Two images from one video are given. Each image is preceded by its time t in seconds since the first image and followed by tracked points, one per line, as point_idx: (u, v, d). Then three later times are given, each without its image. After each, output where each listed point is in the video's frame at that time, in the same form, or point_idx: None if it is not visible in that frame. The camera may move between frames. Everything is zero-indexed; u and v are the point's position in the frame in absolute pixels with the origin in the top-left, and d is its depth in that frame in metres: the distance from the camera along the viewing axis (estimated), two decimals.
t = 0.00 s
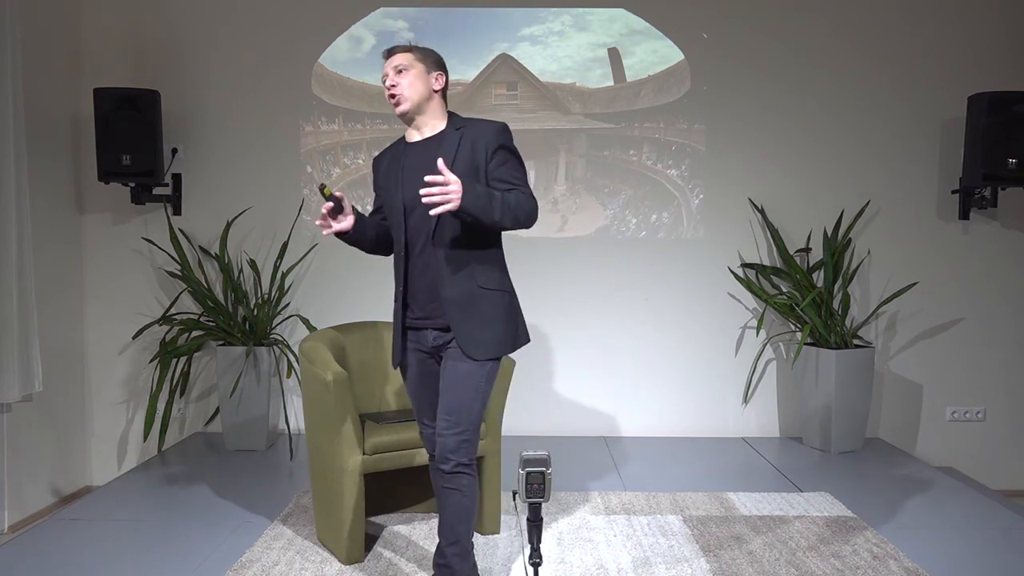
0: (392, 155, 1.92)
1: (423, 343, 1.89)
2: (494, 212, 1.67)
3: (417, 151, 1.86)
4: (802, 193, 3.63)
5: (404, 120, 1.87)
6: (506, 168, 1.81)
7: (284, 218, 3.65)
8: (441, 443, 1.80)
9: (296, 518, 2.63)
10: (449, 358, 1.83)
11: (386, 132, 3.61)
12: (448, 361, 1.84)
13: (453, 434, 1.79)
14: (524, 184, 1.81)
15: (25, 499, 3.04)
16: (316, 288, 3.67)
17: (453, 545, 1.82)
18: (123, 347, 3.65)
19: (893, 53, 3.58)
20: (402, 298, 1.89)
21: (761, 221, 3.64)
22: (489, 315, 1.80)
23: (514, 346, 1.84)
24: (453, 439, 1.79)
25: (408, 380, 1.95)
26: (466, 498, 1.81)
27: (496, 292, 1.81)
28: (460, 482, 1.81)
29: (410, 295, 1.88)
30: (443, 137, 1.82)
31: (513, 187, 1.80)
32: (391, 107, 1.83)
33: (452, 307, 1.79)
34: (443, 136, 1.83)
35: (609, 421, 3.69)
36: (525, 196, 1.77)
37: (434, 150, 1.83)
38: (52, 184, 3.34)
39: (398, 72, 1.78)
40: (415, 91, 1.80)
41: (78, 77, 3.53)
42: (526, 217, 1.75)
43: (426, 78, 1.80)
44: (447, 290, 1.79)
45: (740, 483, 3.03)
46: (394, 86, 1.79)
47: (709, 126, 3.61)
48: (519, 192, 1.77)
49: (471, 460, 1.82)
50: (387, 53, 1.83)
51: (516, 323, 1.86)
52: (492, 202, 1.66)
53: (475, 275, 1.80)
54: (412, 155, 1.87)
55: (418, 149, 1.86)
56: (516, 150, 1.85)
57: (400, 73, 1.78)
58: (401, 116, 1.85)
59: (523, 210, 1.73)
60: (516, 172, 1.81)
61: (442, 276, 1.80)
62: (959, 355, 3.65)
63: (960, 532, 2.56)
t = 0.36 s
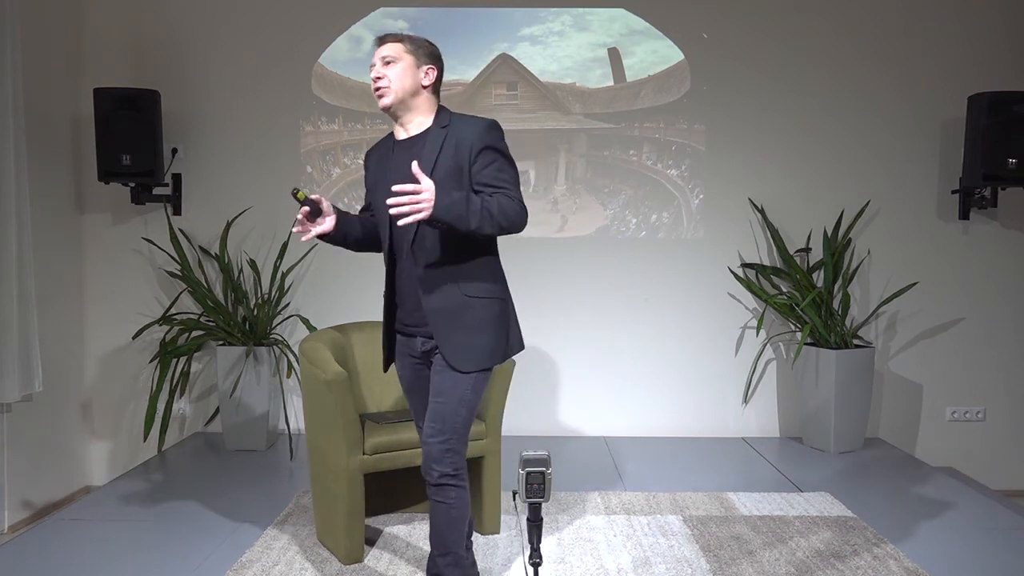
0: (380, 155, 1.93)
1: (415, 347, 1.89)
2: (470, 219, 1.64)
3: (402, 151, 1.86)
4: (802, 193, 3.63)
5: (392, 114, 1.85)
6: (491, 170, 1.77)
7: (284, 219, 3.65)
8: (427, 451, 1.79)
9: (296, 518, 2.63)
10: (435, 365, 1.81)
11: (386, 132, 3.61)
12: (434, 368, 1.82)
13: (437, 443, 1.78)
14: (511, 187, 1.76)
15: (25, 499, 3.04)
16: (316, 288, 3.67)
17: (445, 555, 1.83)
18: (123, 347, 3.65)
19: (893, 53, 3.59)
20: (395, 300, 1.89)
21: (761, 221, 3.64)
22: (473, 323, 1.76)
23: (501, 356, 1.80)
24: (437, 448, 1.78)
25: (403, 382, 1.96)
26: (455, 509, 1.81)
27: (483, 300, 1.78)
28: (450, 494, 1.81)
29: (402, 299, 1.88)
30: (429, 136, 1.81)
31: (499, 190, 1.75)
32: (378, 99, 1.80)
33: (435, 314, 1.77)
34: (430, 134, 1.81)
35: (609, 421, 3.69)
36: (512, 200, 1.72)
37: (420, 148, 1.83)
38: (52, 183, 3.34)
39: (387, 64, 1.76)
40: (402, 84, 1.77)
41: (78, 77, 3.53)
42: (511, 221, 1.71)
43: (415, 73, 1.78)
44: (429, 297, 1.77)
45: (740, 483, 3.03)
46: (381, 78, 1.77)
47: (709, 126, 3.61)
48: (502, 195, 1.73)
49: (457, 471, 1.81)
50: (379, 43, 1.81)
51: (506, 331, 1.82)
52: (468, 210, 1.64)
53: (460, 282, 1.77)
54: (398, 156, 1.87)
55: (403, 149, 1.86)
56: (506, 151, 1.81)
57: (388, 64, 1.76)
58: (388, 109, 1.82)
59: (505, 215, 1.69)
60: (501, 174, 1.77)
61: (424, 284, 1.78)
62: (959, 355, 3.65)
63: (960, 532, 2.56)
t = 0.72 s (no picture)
0: (376, 150, 1.93)
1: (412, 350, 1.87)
2: (458, 229, 1.67)
3: (398, 147, 1.87)
4: (802, 193, 3.63)
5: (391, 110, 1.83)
6: (488, 168, 1.76)
7: (284, 219, 3.65)
8: (432, 456, 1.79)
9: (296, 518, 2.63)
10: (434, 368, 1.81)
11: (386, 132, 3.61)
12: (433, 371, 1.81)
13: (442, 447, 1.78)
14: (508, 186, 1.76)
15: (25, 499, 3.04)
16: (316, 288, 3.67)
17: (450, 559, 1.82)
18: (123, 347, 3.65)
19: (893, 53, 3.59)
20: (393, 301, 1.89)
21: (761, 221, 3.64)
22: (471, 325, 1.76)
23: (503, 357, 1.79)
24: (443, 452, 1.78)
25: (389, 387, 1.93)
26: (460, 512, 1.81)
27: (482, 301, 1.77)
28: (455, 497, 1.80)
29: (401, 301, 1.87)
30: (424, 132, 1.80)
31: (493, 190, 1.75)
32: (379, 95, 1.77)
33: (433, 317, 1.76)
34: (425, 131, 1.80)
35: (609, 421, 3.69)
36: (506, 201, 1.72)
37: (417, 145, 1.82)
38: (52, 183, 3.34)
39: (394, 60, 1.73)
40: (406, 83, 1.75)
41: (78, 77, 3.53)
42: (503, 224, 1.71)
43: (421, 69, 1.76)
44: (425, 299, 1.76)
45: (740, 483, 3.03)
46: (386, 75, 1.74)
47: (709, 126, 3.61)
48: (498, 196, 1.73)
49: (464, 474, 1.81)
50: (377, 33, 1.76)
51: (506, 332, 1.82)
52: (455, 221, 1.67)
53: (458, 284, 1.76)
54: (394, 151, 1.88)
55: (400, 144, 1.87)
56: (502, 147, 1.79)
57: (395, 60, 1.73)
58: (388, 106, 1.80)
59: (501, 218, 1.70)
60: (498, 172, 1.76)
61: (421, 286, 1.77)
62: (959, 355, 3.65)
63: (960, 532, 2.56)
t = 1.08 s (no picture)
0: (387, 141, 1.89)
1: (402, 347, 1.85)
2: (476, 235, 1.74)
3: (414, 142, 1.84)
4: (802, 193, 3.63)
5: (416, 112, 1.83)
6: (506, 176, 1.84)
7: (284, 219, 3.65)
8: (433, 451, 1.77)
9: (296, 518, 2.63)
10: (431, 363, 1.80)
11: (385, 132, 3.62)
12: (430, 366, 1.80)
13: (444, 441, 1.77)
14: (520, 194, 1.84)
15: (25, 499, 3.04)
16: (316, 288, 3.67)
17: (449, 555, 1.81)
18: (123, 347, 3.65)
19: (893, 53, 3.59)
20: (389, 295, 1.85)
21: (761, 221, 3.64)
22: (473, 321, 1.78)
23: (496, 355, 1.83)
24: (445, 446, 1.77)
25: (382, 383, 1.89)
26: (461, 507, 1.80)
27: (484, 299, 1.82)
28: (455, 491, 1.80)
29: (394, 297, 1.85)
30: (446, 133, 1.81)
31: (508, 196, 1.82)
32: (417, 95, 1.78)
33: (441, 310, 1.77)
34: (446, 132, 1.82)
35: (608, 420, 3.69)
36: (520, 209, 1.81)
37: (438, 144, 1.82)
38: (52, 183, 3.34)
39: (443, 65, 1.76)
40: (447, 89, 1.79)
41: (78, 77, 3.53)
42: (517, 231, 1.80)
43: (459, 81, 1.81)
44: (436, 291, 1.77)
45: (740, 483, 3.03)
46: (433, 77, 1.76)
47: (709, 126, 3.61)
48: (513, 203, 1.81)
49: (461, 469, 1.80)
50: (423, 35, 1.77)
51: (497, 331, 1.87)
52: (476, 227, 1.74)
53: (464, 280, 1.80)
54: (409, 144, 1.85)
55: (416, 138, 1.85)
56: (515, 155, 1.87)
57: (443, 66, 1.76)
58: (419, 107, 1.81)
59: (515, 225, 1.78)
60: (513, 180, 1.84)
61: (430, 277, 1.78)
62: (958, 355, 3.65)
63: (960, 532, 2.56)
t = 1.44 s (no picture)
0: (383, 150, 1.89)
1: (415, 343, 1.88)
2: (485, 235, 1.80)
3: (412, 153, 1.87)
4: (802, 193, 3.63)
5: (413, 124, 1.86)
6: (502, 178, 1.90)
7: (284, 219, 3.64)
8: (452, 437, 1.81)
9: (296, 518, 2.63)
10: (448, 353, 1.85)
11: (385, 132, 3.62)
12: (445, 359, 1.85)
13: (463, 427, 1.82)
14: (516, 193, 1.92)
15: (25, 499, 3.04)
16: (316, 288, 3.67)
17: (464, 536, 1.82)
18: (123, 347, 3.65)
19: (893, 53, 3.59)
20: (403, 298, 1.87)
21: (761, 221, 3.64)
22: (485, 313, 1.85)
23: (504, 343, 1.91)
24: (464, 431, 1.82)
25: (394, 379, 1.92)
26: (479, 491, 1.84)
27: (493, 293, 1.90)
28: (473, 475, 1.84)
29: (407, 296, 1.87)
30: (445, 142, 1.85)
31: (506, 197, 1.90)
32: (417, 108, 1.80)
33: (458, 306, 1.83)
34: (444, 141, 1.85)
35: (608, 420, 3.69)
36: (518, 209, 1.88)
37: (438, 154, 1.85)
38: (52, 183, 3.34)
39: (439, 79, 1.80)
40: (443, 101, 1.83)
41: (78, 77, 3.53)
42: (518, 229, 1.88)
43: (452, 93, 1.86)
44: (452, 289, 1.83)
45: (740, 483, 3.03)
46: (431, 90, 1.79)
47: (709, 126, 3.61)
48: (510, 203, 1.89)
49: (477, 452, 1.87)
50: (417, 50, 1.79)
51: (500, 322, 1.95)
52: (485, 227, 1.80)
53: (475, 276, 1.86)
54: (409, 154, 1.87)
55: (414, 149, 1.86)
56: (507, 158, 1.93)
57: (439, 79, 1.80)
58: (418, 118, 1.83)
59: (515, 224, 1.86)
60: (508, 182, 1.91)
61: (446, 277, 1.83)
62: (958, 355, 3.65)
63: (960, 532, 2.56)
